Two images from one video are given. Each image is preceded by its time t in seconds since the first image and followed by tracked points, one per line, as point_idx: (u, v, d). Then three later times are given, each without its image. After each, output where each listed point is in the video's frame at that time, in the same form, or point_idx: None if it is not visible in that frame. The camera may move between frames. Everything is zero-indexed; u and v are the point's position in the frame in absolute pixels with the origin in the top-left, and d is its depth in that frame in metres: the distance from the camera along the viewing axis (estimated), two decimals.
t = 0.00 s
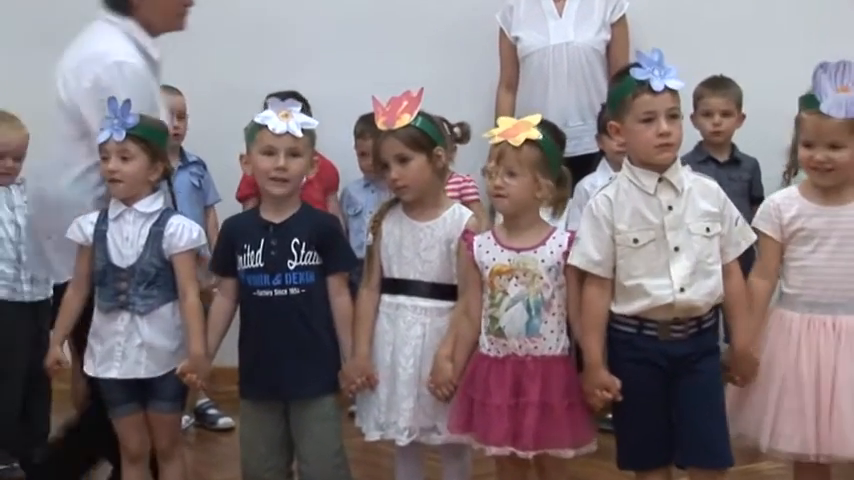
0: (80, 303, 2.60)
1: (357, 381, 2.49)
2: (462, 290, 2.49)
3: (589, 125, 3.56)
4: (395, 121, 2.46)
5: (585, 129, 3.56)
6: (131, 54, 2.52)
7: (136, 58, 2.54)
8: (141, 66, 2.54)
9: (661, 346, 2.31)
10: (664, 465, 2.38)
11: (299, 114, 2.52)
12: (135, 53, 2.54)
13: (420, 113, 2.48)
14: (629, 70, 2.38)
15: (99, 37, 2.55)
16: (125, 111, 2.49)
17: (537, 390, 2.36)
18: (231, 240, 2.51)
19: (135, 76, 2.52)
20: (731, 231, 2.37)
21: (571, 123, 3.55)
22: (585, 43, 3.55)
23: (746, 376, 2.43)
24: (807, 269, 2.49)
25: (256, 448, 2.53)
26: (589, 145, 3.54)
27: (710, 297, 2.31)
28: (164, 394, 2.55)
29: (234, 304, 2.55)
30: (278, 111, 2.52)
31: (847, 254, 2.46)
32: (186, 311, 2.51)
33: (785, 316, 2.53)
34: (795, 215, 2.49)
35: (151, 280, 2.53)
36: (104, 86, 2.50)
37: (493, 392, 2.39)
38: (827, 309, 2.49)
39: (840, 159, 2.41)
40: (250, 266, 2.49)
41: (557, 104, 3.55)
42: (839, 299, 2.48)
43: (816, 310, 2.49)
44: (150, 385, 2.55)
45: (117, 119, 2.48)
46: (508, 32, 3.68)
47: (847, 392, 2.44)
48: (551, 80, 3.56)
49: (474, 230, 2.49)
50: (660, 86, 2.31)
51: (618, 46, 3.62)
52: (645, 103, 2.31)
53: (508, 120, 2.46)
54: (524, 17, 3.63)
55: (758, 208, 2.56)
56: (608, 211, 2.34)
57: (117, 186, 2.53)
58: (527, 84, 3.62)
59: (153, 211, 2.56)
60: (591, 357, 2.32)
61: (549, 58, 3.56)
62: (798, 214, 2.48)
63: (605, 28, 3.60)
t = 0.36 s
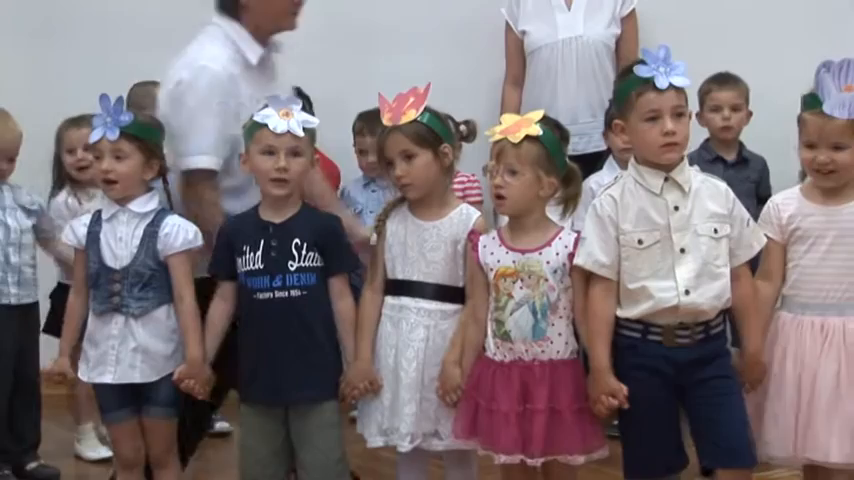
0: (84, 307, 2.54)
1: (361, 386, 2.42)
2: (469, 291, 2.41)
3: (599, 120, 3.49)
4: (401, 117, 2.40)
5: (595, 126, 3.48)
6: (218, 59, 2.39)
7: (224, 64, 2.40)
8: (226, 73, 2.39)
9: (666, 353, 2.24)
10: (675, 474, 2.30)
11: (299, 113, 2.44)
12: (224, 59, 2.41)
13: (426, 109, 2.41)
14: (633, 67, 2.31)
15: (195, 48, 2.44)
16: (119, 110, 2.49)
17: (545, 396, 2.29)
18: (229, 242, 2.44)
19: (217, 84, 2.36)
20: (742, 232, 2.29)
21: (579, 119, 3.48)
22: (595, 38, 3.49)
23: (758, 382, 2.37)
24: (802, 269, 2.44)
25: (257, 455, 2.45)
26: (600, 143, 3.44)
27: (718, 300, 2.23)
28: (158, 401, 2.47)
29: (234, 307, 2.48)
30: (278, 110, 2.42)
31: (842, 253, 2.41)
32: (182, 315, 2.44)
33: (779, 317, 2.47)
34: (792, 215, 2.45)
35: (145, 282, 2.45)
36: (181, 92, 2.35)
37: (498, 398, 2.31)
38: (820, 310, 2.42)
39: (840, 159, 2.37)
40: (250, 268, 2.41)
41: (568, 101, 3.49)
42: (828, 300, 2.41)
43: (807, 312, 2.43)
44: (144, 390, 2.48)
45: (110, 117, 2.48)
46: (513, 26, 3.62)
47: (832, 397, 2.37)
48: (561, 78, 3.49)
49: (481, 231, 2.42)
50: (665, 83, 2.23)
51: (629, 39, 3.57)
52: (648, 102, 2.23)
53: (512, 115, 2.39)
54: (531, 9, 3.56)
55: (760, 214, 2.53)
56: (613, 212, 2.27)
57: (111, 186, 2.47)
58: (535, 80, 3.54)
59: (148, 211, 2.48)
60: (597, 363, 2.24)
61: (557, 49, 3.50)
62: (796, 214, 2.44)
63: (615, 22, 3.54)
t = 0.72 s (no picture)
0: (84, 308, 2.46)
1: (363, 390, 2.35)
2: (474, 294, 2.34)
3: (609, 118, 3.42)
4: (404, 114, 2.32)
5: (606, 122, 3.42)
6: (315, 41, 2.32)
7: (324, 46, 2.33)
8: (321, 55, 2.32)
9: (675, 357, 2.17)
10: None
11: (300, 108, 2.32)
12: (324, 40, 2.33)
13: (430, 105, 2.35)
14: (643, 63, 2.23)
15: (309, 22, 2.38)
16: (120, 107, 2.43)
17: (553, 401, 2.22)
18: (229, 243, 2.37)
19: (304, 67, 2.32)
20: (755, 235, 2.22)
21: (589, 116, 3.42)
22: (603, 32, 3.42)
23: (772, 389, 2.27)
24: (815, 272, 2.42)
25: (255, 461, 2.39)
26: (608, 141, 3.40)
27: (728, 304, 2.16)
28: (158, 407, 2.39)
29: (233, 309, 2.41)
30: (278, 106, 2.31)
31: None
32: (184, 318, 2.37)
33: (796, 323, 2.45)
34: (800, 218, 2.43)
35: (146, 283, 2.37)
36: (275, 68, 2.33)
37: (504, 404, 2.24)
38: (839, 314, 2.41)
39: (840, 162, 2.34)
40: (250, 269, 2.34)
41: (575, 96, 3.42)
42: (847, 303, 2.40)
43: (826, 316, 2.42)
44: (143, 394, 2.41)
45: (111, 113, 2.42)
46: (520, 21, 3.55)
47: None
48: (568, 74, 3.42)
49: (485, 230, 2.35)
50: (675, 79, 2.17)
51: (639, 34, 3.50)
52: (657, 98, 2.17)
53: (518, 113, 2.33)
54: (537, 5, 3.50)
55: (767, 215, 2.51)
56: (621, 212, 2.20)
57: (112, 184, 2.40)
58: (540, 77, 3.49)
59: (150, 211, 2.42)
60: (606, 368, 2.17)
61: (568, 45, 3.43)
62: (804, 216, 2.42)
63: (624, 17, 3.47)
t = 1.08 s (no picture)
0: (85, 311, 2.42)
1: (372, 396, 2.29)
2: (482, 297, 2.28)
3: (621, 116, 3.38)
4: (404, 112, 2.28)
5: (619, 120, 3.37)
6: (438, 54, 2.31)
7: (443, 61, 2.31)
8: (440, 69, 2.32)
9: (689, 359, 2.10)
10: None
11: (298, 104, 2.31)
12: (446, 54, 2.31)
13: (429, 102, 2.29)
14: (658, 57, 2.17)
15: (455, 31, 2.34)
16: (122, 104, 2.37)
17: (562, 408, 2.15)
18: (233, 245, 2.31)
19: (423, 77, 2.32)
20: (770, 235, 2.16)
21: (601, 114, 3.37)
22: (615, 28, 3.34)
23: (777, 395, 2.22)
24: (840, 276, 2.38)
25: (258, 469, 2.34)
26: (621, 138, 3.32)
27: (743, 306, 2.09)
28: (157, 412, 2.35)
29: (237, 313, 2.36)
30: (275, 102, 2.30)
31: None
32: (186, 321, 2.33)
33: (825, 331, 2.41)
34: (822, 220, 2.38)
35: (146, 286, 2.32)
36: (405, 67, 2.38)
37: (511, 410, 2.18)
38: None
39: None
40: (255, 272, 2.29)
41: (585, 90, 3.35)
42: None
43: None
44: (142, 400, 2.36)
45: (114, 111, 2.36)
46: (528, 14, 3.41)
47: None
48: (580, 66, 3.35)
49: (493, 231, 2.28)
50: (693, 74, 2.10)
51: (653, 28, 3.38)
52: (674, 93, 2.10)
53: (527, 110, 2.23)
54: None
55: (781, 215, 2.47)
56: (634, 211, 2.13)
57: (116, 184, 2.34)
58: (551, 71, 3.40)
59: (151, 212, 2.36)
60: (621, 371, 2.11)
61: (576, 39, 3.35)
62: (825, 218, 2.38)
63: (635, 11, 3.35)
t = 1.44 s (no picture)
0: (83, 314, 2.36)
1: (379, 401, 2.23)
2: (490, 299, 2.21)
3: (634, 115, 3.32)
4: (410, 112, 2.24)
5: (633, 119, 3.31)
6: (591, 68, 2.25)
7: (592, 82, 2.25)
8: (587, 91, 2.25)
9: (696, 363, 2.04)
10: None
11: (302, 102, 2.23)
12: (598, 76, 2.24)
13: (436, 101, 2.25)
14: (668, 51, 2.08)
15: (600, 50, 2.29)
16: (121, 103, 2.30)
17: (574, 414, 2.08)
18: (236, 247, 2.25)
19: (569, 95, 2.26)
20: (785, 233, 2.08)
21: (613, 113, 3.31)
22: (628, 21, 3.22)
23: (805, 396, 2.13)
24: None
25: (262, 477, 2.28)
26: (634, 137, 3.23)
27: (755, 307, 2.02)
28: (155, 418, 2.30)
29: (239, 316, 2.29)
30: (279, 101, 2.22)
31: None
32: (186, 325, 2.26)
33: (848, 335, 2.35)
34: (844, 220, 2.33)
35: (145, 289, 2.26)
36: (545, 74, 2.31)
37: (522, 416, 2.10)
38: None
39: None
40: (259, 274, 2.22)
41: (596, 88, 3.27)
42: None
43: None
44: (140, 406, 2.30)
45: (111, 111, 2.30)
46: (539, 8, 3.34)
47: None
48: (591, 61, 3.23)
49: (503, 232, 2.22)
50: (704, 69, 2.01)
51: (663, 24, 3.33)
52: (684, 88, 2.02)
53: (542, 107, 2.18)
54: None
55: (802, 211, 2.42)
56: (644, 212, 2.07)
57: (115, 185, 2.28)
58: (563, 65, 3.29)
59: (150, 212, 2.30)
60: (634, 378, 2.04)
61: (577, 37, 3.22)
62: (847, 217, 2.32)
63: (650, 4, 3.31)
